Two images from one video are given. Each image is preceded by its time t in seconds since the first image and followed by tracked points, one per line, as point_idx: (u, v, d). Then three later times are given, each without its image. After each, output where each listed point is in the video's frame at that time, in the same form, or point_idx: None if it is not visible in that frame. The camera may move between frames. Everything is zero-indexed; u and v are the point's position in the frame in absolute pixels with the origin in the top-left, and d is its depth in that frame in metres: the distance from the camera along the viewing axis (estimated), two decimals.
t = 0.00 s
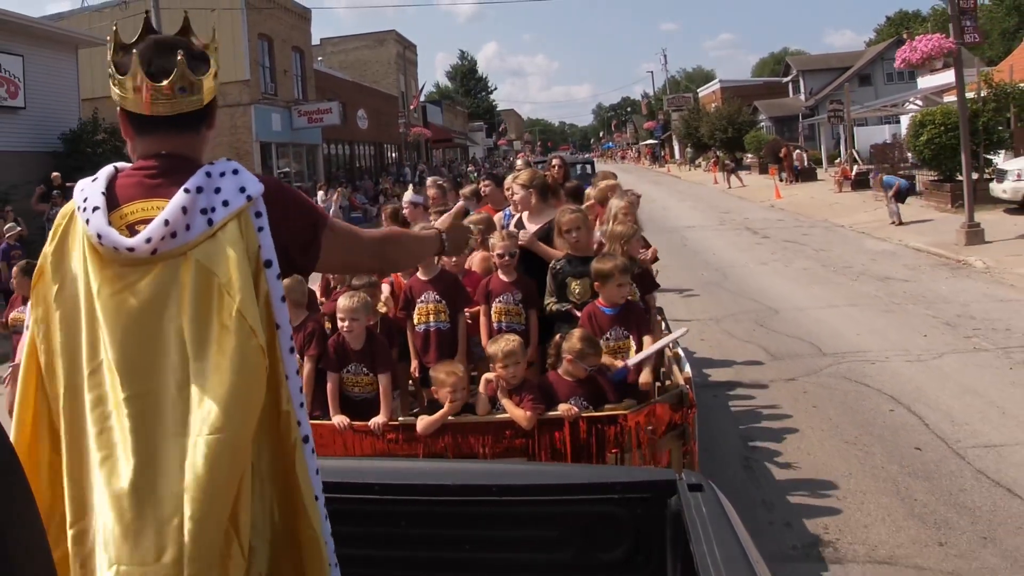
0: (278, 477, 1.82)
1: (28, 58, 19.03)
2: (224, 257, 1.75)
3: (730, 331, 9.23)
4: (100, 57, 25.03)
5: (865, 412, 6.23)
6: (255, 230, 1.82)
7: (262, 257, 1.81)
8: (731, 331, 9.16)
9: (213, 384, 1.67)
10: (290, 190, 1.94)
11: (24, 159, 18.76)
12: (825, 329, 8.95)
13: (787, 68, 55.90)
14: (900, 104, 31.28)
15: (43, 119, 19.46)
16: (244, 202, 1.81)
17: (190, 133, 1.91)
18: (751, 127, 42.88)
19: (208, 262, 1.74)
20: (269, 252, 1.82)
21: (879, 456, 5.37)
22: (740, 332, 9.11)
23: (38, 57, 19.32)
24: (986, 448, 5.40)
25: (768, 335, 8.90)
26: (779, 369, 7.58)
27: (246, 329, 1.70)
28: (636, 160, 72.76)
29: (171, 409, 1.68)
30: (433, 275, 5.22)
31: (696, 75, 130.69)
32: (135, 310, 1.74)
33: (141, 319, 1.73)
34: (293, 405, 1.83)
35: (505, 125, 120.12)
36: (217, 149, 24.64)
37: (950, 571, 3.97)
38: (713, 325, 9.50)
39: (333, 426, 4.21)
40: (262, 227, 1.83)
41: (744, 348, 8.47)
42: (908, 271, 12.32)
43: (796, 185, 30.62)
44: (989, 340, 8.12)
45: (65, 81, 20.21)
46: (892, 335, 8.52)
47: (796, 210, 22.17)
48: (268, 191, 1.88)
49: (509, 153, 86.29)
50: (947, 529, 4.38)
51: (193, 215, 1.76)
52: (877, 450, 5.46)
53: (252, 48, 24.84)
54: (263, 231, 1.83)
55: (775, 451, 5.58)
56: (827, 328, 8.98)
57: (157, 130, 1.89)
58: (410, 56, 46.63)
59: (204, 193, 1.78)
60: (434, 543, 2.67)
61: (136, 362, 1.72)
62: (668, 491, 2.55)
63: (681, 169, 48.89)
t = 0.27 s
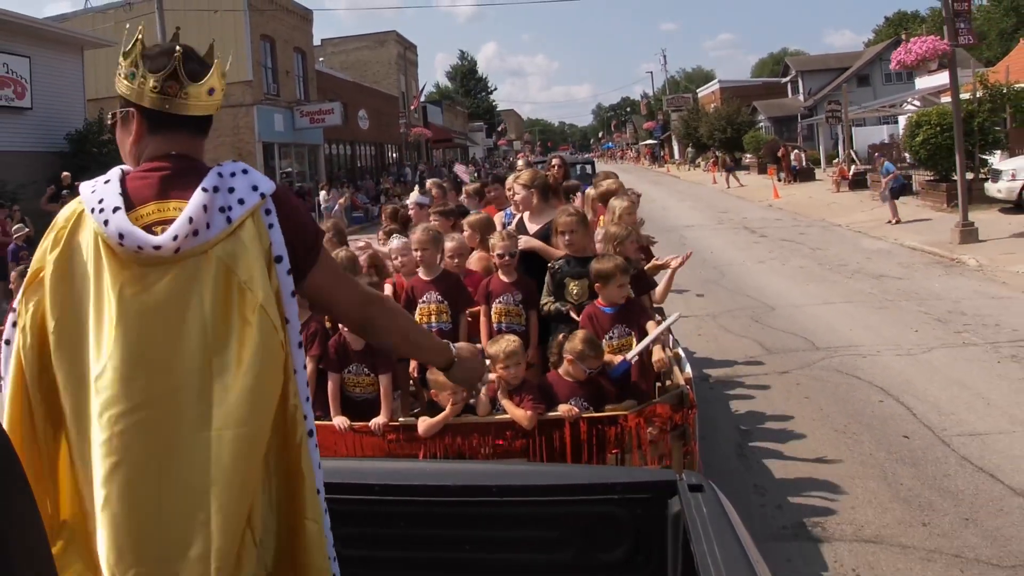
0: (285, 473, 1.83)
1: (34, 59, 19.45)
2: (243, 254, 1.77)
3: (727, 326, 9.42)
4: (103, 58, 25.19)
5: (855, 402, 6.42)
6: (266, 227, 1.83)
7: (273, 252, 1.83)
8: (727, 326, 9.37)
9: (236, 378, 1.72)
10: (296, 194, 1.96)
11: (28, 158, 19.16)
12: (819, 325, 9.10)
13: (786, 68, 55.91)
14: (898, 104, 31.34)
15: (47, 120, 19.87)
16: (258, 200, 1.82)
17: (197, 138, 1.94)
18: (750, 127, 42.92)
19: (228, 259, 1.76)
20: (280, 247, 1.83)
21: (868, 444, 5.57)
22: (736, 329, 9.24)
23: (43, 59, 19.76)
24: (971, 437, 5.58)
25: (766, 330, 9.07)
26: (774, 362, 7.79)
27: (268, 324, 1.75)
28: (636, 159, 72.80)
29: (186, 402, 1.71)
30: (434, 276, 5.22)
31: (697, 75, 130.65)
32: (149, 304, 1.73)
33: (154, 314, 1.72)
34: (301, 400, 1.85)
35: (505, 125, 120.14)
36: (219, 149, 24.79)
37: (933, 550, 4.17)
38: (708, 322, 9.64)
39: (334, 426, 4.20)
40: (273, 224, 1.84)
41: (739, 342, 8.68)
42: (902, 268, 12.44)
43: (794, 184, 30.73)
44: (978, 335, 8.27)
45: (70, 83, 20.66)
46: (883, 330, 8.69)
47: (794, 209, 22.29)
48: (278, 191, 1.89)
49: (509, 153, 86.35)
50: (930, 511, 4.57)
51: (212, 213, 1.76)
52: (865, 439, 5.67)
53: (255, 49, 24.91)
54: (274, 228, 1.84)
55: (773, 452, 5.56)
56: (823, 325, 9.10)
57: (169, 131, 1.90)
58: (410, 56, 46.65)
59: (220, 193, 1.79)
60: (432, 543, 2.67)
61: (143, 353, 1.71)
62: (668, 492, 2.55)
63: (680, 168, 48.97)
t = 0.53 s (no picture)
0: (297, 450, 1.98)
1: (40, 60, 19.53)
2: (257, 237, 1.93)
3: (723, 322, 9.57)
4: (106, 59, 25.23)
5: (846, 394, 6.56)
6: (273, 211, 2.01)
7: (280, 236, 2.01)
8: (723, 322, 9.52)
9: (263, 365, 1.86)
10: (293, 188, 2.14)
11: (35, 157, 19.27)
12: (813, 321, 9.23)
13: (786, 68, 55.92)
14: (895, 104, 31.38)
15: (54, 120, 19.97)
16: (266, 186, 2.00)
17: (201, 129, 2.06)
18: (749, 128, 42.95)
19: (242, 245, 1.91)
20: (288, 229, 2.02)
21: (857, 433, 5.72)
22: (732, 325, 9.35)
23: (50, 60, 19.87)
24: (956, 426, 5.73)
25: (761, 326, 9.23)
26: (771, 355, 7.96)
27: (288, 309, 1.91)
28: (636, 160, 72.76)
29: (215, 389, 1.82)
30: (437, 276, 5.23)
31: (696, 76, 130.58)
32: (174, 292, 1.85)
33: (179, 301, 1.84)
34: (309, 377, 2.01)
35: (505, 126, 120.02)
36: (222, 150, 24.85)
37: (916, 530, 4.32)
38: (704, 319, 9.77)
39: (335, 425, 4.21)
40: (280, 209, 2.03)
41: (735, 337, 8.84)
42: (896, 266, 12.55)
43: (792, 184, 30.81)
44: (967, 331, 8.43)
45: (76, 84, 20.80)
46: (875, 325, 8.85)
47: (792, 208, 22.39)
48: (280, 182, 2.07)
49: (509, 154, 86.25)
50: (914, 494, 4.72)
51: (223, 199, 1.91)
52: (854, 426, 5.85)
53: (258, 50, 24.96)
54: (281, 212, 2.03)
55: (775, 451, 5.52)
56: (818, 321, 9.22)
57: (175, 125, 2.02)
58: (410, 58, 46.60)
59: (229, 179, 1.95)
60: (431, 543, 2.68)
61: (170, 345, 1.81)
62: (668, 491, 2.56)
63: (680, 169, 48.98)
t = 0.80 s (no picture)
0: (296, 463, 1.92)
1: (46, 61, 19.57)
2: (248, 253, 1.85)
3: (719, 318, 9.69)
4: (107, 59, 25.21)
5: (839, 388, 6.70)
6: (269, 222, 1.94)
7: (276, 249, 1.93)
8: (720, 318, 9.65)
9: (251, 383, 1.80)
10: (295, 194, 2.05)
11: (42, 158, 19.37)
12: (808, 317, 9.34)
13: (784, 69, 55.95)
14: (893, 104, 31.46)
15: (60, 121, 20.05)
16: (259, 198, 1.91)
17: (190, 128, 1.97)
18: (748, 127, 42.99)
19: (232, 259, 1.84)
20: (283, 242, 1.94)
21: (848, 423, 5.91)
22: (728, 321, 9.45)
23: (57, 61, 19.95)
24: (943, 416, 5.93)
25: (757, 321, 9.36)
26: (767, 351, 8.10)
27: (279, 321, 1.84)
28: (635, 160, 72.75)
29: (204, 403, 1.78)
30: (441, 276, 5.22)
31: (695, 76, 130.67)
32: (165, 309, 1.81)
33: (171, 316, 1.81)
34: (307, 388, 1.94)
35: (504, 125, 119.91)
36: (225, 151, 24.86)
37: (902, 511, 4.54)
38: (701, 315, 9.87)
39: (335, 427, 4.20)
40: (276, 220, 1.94)
41: (731, 332, 8.97)
42: (890, 264, 12.65)
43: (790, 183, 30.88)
44: (957, 326, 8.60)
45: (82, 86, 20.90)
46: (868, 321, 8.98)
47: (789, 206, 22.50)
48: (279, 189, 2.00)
49: (508, 154, 86.12)
50: (901, 479, 4.94)
51: (213, 212, 1.84)
52: (845, 417, 6.02)
53: (260, 51, 24.95)
54: (277, 222, 1.95)
55: (775, 451, 5.51)
56: (813, 317, 9.33)
57: (157, 128, 1.94)
58: (410, 57, 46.48)
59: (221, 190, 1.87)
60: (433, 544, 2.67)
61: (160, 363, 1.78)
62: (667, 491, 2.55)
63: (679, 168, 49.01)
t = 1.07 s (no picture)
0: (284, 475, 1.86)
1: (52, 62, 19.64)
2: (234, 258, 1.82)
3: (716, 314, 9.79)
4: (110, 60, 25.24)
5: (834, 384, 6.80)
6: (258, 226, 1.88)
7: (266, 254, 1.87)
8: (717, 314, 9.75)
9: (231, 389, 1.76)
10: (289, 197, 1.99)
11: (46, 158, 19.48)
12: (804, 314, 9.45)
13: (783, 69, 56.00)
14: (892, 104, 31.52)
15: (65, 122, 20.14)
16: (248, 202, 1.86)
17: (182, 132, 1.93)
18: (747, 128, 43.05)
19: (217, 264, 1.81)
20: (273, 247, 1.87)
21: (840, 413, 6.11)
22: (725, 318, 9.54)
23: (62, 62, 20.02)
24: (931, 407, 6.11)
25: (754, 318, 9.47)
26: (762, 346, 8.25)
27: (262, 326, 1.80)
28: (634, 160, 72.74)
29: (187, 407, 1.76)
30: (443, 275, 5.22)
31: (695, 77, 130.71)
32: (148, 313, 1.79)
33: (154, 321, 1.79)
34: (296, 398, 1.89)
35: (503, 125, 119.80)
36: (227, 151, 24.91)
37: (888, 496, 4.74)
38: (698, 312, 9.96)
39: (336, 427, 4.20)
40: (266, 224, 1.88)
41: (727, 329, 9.08)
42: (885, 262, 12.70)
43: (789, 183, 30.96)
44: (948, 322, 8.74)
45: (87, 86, 20.98)
46: (862, 318, 9.10)
47: (787, 206, 22.59)
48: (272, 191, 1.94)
49: (508, 154, 86.05)
50: (888, 465, 5.15)
51: (199, 216, 1.81)
52: (837, 408, 6.23)
53: (262, 52, 25.00)
54: (268, 227, 1.89)
55: (773, 450, 5.49)
56: (809, 314, 9.43)
57: (145, 132, 1.92)
58: (410, 58, 46.35)
59: (208, 194, 1.83)
60: (433, 544, 2.68)
61: (143, 368, 1.77)
62: (667, 491, 2.56)
63: (678, 169, 49.07)
